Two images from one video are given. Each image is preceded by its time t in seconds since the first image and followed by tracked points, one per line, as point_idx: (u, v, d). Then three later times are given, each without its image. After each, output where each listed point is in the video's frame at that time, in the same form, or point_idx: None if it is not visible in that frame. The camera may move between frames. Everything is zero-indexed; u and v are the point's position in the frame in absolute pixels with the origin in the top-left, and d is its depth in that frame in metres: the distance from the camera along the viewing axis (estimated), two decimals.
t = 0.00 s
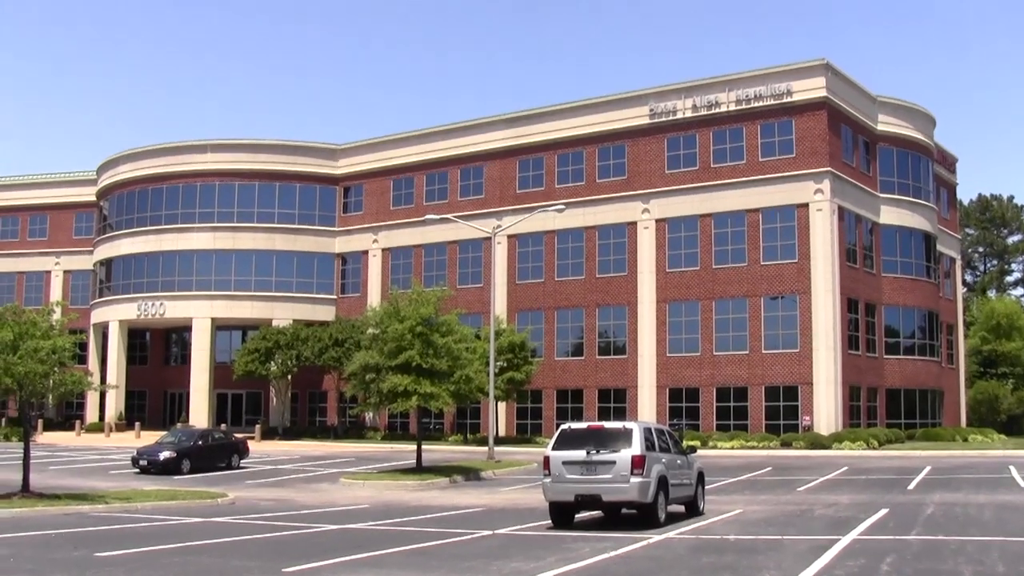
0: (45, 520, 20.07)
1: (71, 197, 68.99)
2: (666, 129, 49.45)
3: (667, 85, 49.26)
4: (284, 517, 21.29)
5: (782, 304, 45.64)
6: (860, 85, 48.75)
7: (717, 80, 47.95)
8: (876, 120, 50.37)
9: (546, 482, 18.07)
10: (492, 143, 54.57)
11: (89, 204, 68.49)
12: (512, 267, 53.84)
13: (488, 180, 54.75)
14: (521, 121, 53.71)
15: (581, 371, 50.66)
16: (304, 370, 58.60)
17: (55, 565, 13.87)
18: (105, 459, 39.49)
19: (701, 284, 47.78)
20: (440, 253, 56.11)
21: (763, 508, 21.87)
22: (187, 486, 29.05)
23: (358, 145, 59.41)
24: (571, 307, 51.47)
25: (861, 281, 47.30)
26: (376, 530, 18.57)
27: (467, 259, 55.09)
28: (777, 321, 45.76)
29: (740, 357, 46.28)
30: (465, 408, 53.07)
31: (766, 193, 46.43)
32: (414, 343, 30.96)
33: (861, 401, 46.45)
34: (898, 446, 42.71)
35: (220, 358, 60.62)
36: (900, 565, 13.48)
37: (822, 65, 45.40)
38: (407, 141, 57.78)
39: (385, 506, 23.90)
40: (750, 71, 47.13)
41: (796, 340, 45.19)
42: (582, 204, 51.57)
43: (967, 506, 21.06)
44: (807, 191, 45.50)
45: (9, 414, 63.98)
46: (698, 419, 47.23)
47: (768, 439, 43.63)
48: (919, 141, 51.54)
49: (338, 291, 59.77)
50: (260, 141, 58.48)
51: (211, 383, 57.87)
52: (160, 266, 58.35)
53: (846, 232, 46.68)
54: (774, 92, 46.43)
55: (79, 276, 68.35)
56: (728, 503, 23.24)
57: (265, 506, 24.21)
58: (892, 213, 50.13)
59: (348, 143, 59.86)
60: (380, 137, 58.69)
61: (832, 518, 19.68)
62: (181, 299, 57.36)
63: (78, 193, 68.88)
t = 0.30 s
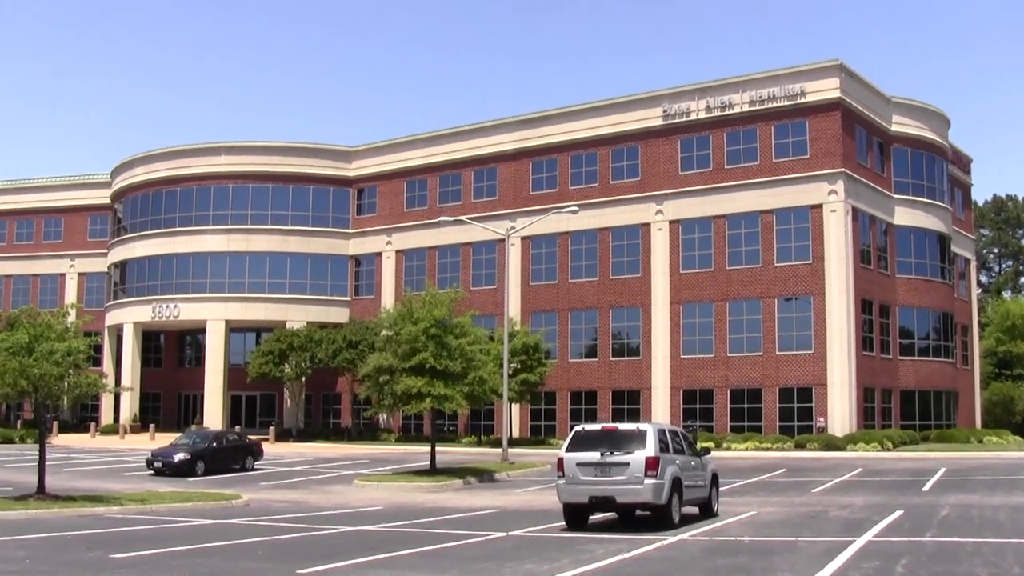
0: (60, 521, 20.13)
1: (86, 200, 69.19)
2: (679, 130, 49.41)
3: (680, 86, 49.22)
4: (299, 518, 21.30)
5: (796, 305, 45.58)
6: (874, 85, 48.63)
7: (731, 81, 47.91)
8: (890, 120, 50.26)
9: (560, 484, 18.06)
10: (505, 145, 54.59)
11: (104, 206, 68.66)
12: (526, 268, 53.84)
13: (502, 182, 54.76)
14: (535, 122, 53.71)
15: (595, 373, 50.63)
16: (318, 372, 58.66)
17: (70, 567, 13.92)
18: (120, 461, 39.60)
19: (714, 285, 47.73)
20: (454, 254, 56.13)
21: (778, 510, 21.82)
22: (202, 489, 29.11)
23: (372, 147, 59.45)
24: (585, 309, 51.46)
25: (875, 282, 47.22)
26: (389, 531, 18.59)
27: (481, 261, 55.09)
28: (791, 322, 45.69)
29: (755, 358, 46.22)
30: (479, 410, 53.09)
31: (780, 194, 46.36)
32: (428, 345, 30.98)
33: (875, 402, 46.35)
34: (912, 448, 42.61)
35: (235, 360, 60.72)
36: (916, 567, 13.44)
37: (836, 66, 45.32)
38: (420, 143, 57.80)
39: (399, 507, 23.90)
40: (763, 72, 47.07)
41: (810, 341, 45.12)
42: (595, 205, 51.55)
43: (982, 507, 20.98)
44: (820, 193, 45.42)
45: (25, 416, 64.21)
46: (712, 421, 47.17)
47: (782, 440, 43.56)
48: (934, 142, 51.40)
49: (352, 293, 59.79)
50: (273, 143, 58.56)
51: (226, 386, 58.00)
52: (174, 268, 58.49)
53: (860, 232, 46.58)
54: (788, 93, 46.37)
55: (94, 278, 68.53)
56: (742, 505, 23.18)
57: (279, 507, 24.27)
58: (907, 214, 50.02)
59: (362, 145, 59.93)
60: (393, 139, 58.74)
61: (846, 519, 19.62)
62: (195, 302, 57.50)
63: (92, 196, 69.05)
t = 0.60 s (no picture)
0: (79, 521, 20.20)
1: (104, 200, 69.39)
2: (695, 128, 49.36)
3: (696, 84, 49.16)
4: (316, 517, 21.33)
5: (813, 302, 45.49)
6: (890, 82, 48.49)
7: (747, 78, 47.83)
8: (907, 117, 50.12)
9: (577, 482, 18.05)
10: (521, 143, 54.59)
11: (121, 206, 68.86)
12: (543, 267, 53.83)
13: (518, 180, 54.75)
14: (551, 120, 53.70)
15: (612, 371, 50.61)
16: (335, 371, 58.75)
17: (89, 566, 13.97)
18: (138, 460, 39.73)
19: (731, 283, 47.67)
20: (470, 253, 56.15)
21: (796, 508, 21.78)
22: (220, 487, 29.19)
23: (388, 146, 59.49)
24: (601, 307, 51.43)
25: (892, 279, 47.10)
26: (407, 530, 18.61)
27: (498, 260, 55.10)
28: (808, 320, 45.59)
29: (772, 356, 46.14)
30: (496, 408, 53.12)
31: (797, 192, 46.26)
32: (445, 343, 31.00)
33: (893, 400, 46.23)
34: (931, 446, 42.49)
35: (252, 359, 60.85)
36: (935, 566, 13.40)
37: (852, 63, 45.21)
38: (436, 142, 57.82)
39: (416, 506, 23.91)
40: (779, 69, 46.99)
41: (827, 339, 45.03)
42: (612, 203, 51.51)
43: (1001, 505, 20.91)
44: (837, 190, 45.33)
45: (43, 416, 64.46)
46: (730, 419, 47.10)
47: (800, 438, 43.48)
48: (951, 138, 51.24)
49: (369, 292, 59.83)
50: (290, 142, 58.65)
51: (243, 385, 58.16)
52: (191, 268, 58.64)
53: (878, 229, 46.47)
54: (804, 90, 46.26)
55: (111, 278, 68.74)
56: (760, 503, 23.15)
57: (297, 506, 24.32)
58: (924, 210, 49.89)
59: (378, 144, 60.00)
60: (409, 138, 58.79)
61: (865, 517, 19.57)
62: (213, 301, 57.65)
63: (110, 195, 69.25)
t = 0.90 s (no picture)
0: (106, 525, 20.27)
1: (129, 206, 69.67)
2: (719, 130, 49.26)
3: (719, 87, 49.06)
4: (342, 522, 21.35)
5: (838, 305, 45.33)
6: (914, 83, 48.30)
7: (770, 81, 47.71)
8: (931, 118, 49.93)
9: (602, 485, 18.00)
10: (544, 147, 54.58)
11: (146, 212, 69.11)
12: (567, 270, 53.81)
13: (542, 184, 54.74)
14: (574, 124, 53.68)
15: (636, 375, 50.55)
16: (359, 375, 58.83)
17: (116, 570, 14.02)
18: (164, 464, 39.86)
19: (756, 285, 47.56)
20: (494, 257, 56.17)
21: (822, 511, 21.69)
22: (245, 493, 29.26)
23: (411, 151, 59.54)
24: (626, 311, 51.37)
25: (918, 281, 46.91)
26: (431, 534, 18.60)
27: (522, 264, 55.11)
28: (833, 322, 45.43)
29: (796, 359, 46.01)
30: (521, 412, 53.10)
31: (821, 194, 46.12)
32: (469, 347, 31.00)
33: (919, 402, 46.05)
34: (957, 448, 42.27)
35: (277, 364, 61.00)
36: (961, 570, 13.32)
37: (876, 64, 45.03)
38: (459, 146, 57.84)
39: (441, 510, 23.91)
40: (803, 71, 46.87)
41: (853, 341, 44.86)
42: (635, 207, 51.45)
43: None
44: (861, 192, 45.18)
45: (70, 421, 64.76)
46: (755, 422, 46.98)
47: (825, 441, 43.35)
48: (976, 139, 51.00)
49: (393, 297, 59.89)
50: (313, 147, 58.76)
51: (268, 390, 58.33)
52: (216, 273, 58.84)
53: (902, 232, 46.29)
54: (828, 92, 46.11)
55: (137, 284, 69.01)
56: (786, 506, 23.08)
57: (322, 511, 24.37)
58: (948, 212, 49.67)
59: (402, 149, 59.95)
60: (432, 143, 58.83)
61: (891, 521, 19.46)
62: (237, 306, 57.84)
63: (135, 202, 69.51)
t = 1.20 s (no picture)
0: (136, 527, 20.39)
1: (157, 209, 69.96)
2: (746, 131, 49.16)
3: (746, 87, 48.94)
4: (370, 523, 21.40)
5: (866, 305, 45.16)
6: (942, 82, 48.07)
7: (797, 81, 47.57)
8: (959, 117, 49.69)
9: (630, 487, 17.99)
10: (571, 148, 54.57)
11: (175, 215, 69.40)
12: (594, 271, 53.78)
13: (569, 186, 54.73)
14: (600, 126, 53.64)
15: (664, 376, 50.49)
16: (387, 377, 58.95)
17: (147, 571, 14.11)
18: (194, 466, 40.04)
19: (784, 286, 47.44)
20: (522, 259, 56.18)
21: (851, 512, 21.63)
22: (273, 494, 29.34)
23: (438, 152, 59.61)
24: (653, 312, 51.32)
25: (947, 281, 46.69)
26: (460, 535, 18.63)
27: (549, 265, 55.11)
28: (861, 323, 45.26)
29: (824, 359, 45.87)
30: (548, 414, 53.10)
31: (849, 194, 45.95)
32: (497, 349, 31.03)
33: (949, 403, 45.83)
34: (988, 449, 42.03)
35: (305, 366, 61.17)
36: (992, 570, 13.27)
37: (903, 63, 44.85)
38: (486, 148, 57.87)
39: (470, 512, 23.93)
40: (830, 71, 46.71)
41: (881, 342, 44.68)
42: (662, 208, 51.38)
43: None
44: (889, 191, 44.98)
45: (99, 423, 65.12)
46: (783, 423, 46.86)
47: (854, 441, 43.20)
48: (1005, 138, 50.73)
49: (420, 298, 59.95)
50: (340, 150, 58.86)
51: (296, 392, 58.53)
52: (244, 276, 59.08)
53: (931, 231, 46.09)
54: (855, 92, 45.95)
55: (165, 287, 69.30)
56: (816, 507, 23.02)
57: (351, 512, 24.44)
58: (978, 211, 49.41)
59: (429, 151, 59.96)
60: (459, 145, 58.87)
61: (921, 522, 19.38)
62: (265, 309, 58.06)
63: (163, 205, 69.80)
